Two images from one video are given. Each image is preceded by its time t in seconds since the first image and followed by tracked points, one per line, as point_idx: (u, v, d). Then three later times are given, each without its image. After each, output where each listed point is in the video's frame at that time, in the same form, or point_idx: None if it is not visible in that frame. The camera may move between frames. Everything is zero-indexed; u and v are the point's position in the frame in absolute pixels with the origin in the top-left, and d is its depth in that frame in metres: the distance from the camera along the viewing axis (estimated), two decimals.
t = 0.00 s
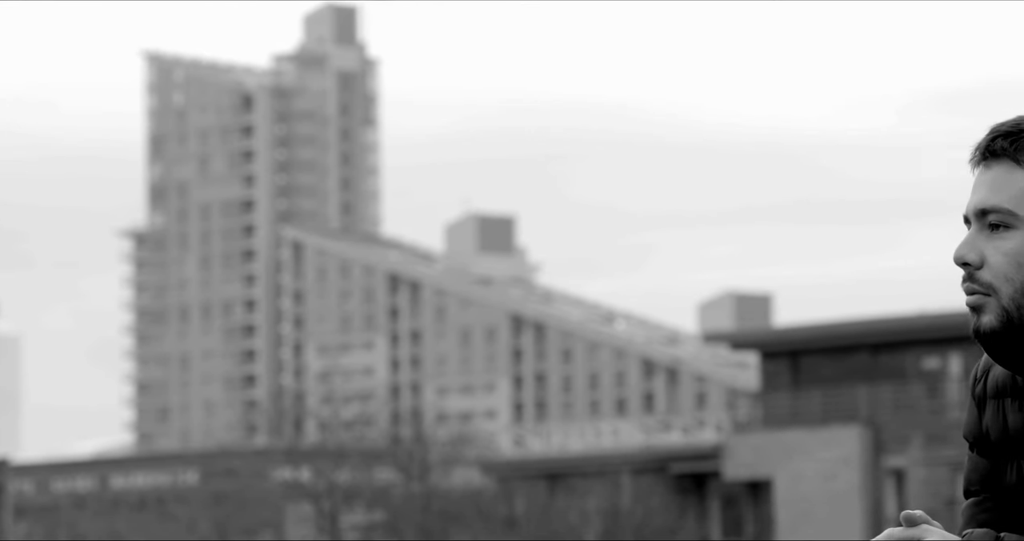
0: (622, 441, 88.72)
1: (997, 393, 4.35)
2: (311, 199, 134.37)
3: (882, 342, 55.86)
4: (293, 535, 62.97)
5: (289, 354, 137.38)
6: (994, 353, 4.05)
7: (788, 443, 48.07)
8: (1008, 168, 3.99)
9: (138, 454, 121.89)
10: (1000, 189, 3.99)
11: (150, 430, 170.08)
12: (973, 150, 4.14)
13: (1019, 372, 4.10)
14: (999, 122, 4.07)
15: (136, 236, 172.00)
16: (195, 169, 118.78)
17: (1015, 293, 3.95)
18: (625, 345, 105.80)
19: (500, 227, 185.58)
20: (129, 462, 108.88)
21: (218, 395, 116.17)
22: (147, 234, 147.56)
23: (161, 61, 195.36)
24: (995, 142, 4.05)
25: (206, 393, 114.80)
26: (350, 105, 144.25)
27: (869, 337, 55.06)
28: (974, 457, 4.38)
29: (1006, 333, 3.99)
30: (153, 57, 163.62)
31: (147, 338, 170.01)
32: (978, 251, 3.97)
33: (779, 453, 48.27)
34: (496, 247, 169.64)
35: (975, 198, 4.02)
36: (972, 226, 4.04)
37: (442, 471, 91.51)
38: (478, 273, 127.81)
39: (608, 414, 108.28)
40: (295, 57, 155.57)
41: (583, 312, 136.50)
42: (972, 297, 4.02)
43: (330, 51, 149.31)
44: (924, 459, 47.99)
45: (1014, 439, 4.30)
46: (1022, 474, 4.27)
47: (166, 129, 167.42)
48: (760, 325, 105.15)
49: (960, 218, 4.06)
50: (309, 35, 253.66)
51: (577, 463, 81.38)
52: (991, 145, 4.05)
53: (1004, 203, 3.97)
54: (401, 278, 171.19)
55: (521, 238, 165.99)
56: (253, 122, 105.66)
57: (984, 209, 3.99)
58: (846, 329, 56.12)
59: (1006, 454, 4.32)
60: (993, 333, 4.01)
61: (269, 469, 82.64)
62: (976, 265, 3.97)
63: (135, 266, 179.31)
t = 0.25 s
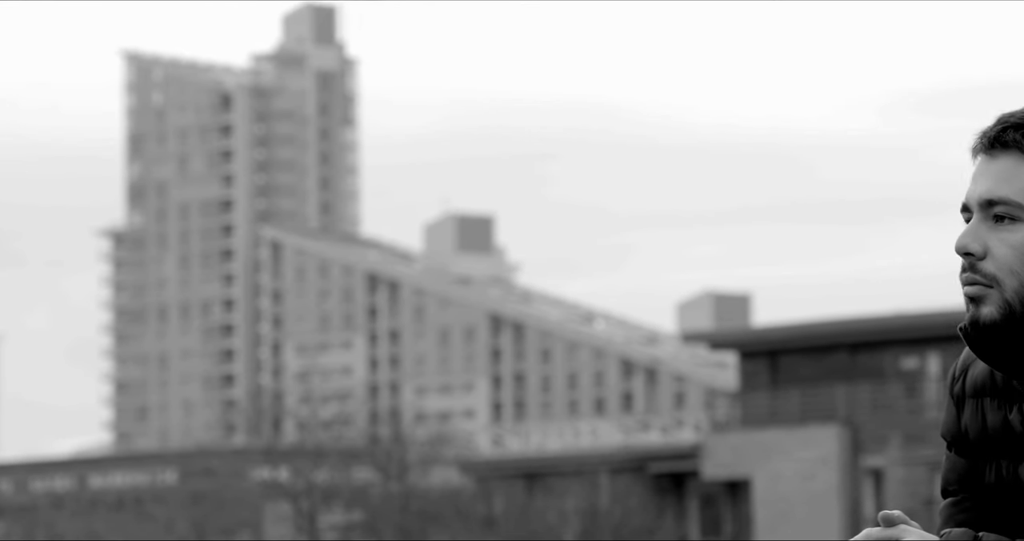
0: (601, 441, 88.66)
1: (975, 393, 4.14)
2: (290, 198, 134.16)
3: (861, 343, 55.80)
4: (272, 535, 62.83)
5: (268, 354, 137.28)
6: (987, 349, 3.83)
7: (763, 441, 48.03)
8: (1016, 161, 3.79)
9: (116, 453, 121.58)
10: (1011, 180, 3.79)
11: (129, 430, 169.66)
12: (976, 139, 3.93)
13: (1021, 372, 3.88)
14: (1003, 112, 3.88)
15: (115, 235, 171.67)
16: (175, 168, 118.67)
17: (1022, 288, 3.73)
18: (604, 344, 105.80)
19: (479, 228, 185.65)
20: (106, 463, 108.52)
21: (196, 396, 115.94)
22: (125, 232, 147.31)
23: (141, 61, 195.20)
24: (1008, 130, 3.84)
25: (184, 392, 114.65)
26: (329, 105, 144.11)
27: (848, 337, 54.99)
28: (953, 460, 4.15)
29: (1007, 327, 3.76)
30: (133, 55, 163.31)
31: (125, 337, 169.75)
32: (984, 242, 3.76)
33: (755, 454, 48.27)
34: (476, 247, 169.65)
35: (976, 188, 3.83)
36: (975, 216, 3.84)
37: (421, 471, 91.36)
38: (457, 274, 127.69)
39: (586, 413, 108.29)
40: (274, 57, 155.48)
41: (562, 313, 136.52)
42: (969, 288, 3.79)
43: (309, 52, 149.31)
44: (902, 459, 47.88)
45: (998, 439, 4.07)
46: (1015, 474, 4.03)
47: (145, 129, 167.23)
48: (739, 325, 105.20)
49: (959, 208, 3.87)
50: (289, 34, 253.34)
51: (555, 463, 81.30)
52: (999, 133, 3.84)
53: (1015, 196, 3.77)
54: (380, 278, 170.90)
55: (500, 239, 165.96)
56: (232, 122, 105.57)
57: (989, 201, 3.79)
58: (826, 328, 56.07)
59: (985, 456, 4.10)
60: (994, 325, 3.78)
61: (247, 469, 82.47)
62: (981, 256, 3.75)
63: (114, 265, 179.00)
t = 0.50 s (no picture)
0: (579, 440, 88.51)
1: (954, 394, 4.31)
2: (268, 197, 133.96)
3: (840, 342, 55.96)
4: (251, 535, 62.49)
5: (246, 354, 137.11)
6: (968, 347, 3.95)
7: (741, 439, 48.16)
8: (1012, 157, 3.91)
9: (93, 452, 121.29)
10: (1006, 178, 3.91)
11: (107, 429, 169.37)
12: (967, 139, 4.06)
13: (1009, 372, 4.01)
14: (997, 112, 3.99)
15: (93, 234, 171.39)
16: (154, 167, 118.41)
17: (1016, 286, 3.84)
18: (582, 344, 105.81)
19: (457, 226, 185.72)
20: (83, 462, 108.20)
21: (174, 395, 115.70)
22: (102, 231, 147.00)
23: (119, 59, 194.86)
24: (1000, 128, 3.96)
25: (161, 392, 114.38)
26: (307, 104, 143.99)
27: (826, 336, 55.15)
28: (930, 457, 4.33)
29: (997, 323, 3.87)
30: (110, 54, 163.04)
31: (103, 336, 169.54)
32: (976, 239, 3.88)
33: (732, 452, 48.42)
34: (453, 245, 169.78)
35: (968, 187, 3.96)
36: (961, 215, 3.98)
37: (400, 471, 91.19)
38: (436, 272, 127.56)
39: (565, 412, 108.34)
40: (252, 55, 155.32)
41: (540, 312, 136.60)
42: (959, 285, 3.90)
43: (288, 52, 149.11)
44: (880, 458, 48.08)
45: (976, 437, 4.24)
46: (993, 472, 4.20)
47: (123, 127, 166.97)
48: (717, 326, 105.36)
49: (949, 206, 4.00)
50: (266, 32, 252.96)
51: (534, 462, 81.13)
52: (994, 129, 3.96)
53: (1010, 193, 3.89)
54: (358, 277, 170.73)
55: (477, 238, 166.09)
56: (211, 121, 105.33)
57: (985, 197, 3.91)
58: (804, 328, 56.27)
59: (963, 455, 4.28)
60: (983, 323, 3.89)
61: (226, 468, 82.28)
62: (973, 254, 3.87)
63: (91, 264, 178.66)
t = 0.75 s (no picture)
0: (558, 439, 88.28)
1: (935, 393, 4.13)
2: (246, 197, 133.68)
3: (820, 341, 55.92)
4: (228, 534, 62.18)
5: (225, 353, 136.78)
6: (952, 345, 3.79)
7: (720, 439, 48.07)
8: (996, 155, 3.75)
9: (72, 452, 120.90)
10: (995, 177, 3.74)
11: (85, 429, 168.99)
12: (954, 134, 3.90)
13: (992, 368, 3.85)
14: (983, 109, 3.83)
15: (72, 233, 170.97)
16: (133, 166, 118.10)
17: (1002, 284, 3.70)
18: (562, 344, 105.70)
19: (436, 226, 185.61)
20: (62, 461, 107.79)
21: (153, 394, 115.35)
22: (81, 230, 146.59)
23: (98, 58, 194.37)
24: (988, 127, 3.79)
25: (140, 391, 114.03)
26: (286, 104, 143.75)
27: (806, 336, 55.07)
28: (911, 457, 4.15)
29: (983, 321, 3.71)
30: (90, 53, 162.69)
31: (82, 335, 169.17)
32: (965, 237, 3.72)
33: (712, 452, 48.31)
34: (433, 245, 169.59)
35: (957, 185, 3.78)
36: (949, 212, 3.81)
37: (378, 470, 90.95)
38: (415, 271, 127.35)
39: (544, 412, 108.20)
40: (232, 54, 155.02)
41: (519, 312, 136.50)
42: (946, 284, 3.75)
43: (268, 51, 148.85)
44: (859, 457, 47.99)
45: (959, 436, 4.06)
46: (974, 472, 4.03)
47: (102, 126, 166.55)
48: (696, 326, 105.28)
49: (937, 203, 3.83)
50: (247, 33, 252.97)
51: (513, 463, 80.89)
52: (979, 129, 3.79)
53: (997, 193, 3.73)
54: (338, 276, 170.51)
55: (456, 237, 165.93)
56: (191, 120, 105.06)
57: (971, 196, 3.75)
58: (784, 328, 56.20)
59: (945, 453, 4.10)
60: (970, 322, 3.73)
61: (205, 468, 81.96)
62: (959, 252, 3.72)
63: (70, 264, 178.17)
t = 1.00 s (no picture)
0: (539, 439, 88.24)
1: (915, 393, 3.92)
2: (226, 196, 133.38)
3: (800, 341, 55.86)
4: (209, 534, 61.90)
5: (205, 353, 136.45)
6: (935, 348, 3.59)
7: (700, 439, 47.91)
8: (984, 152, 3.56)
9: (52, 452, 120.48)
10: (977, 177, 3.56)
11: (65, 429, 168.50)
12: (941, 135, 3.70)
13: (973, 367, 3.66)
14: (970, 106, 3.63)
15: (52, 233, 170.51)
16: (113, 166, 117.84)
17: (984, 283, 3.51)
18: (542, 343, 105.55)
19: (417, 226, 185.39)
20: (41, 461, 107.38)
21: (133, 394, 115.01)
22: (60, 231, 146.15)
23: (79, 58, 194.01)
24: (973, 127, 3.60)
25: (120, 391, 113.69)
26: (266, 103, 143.53)
27: (786, 336, 55.01)
28: (889, 459, 3.94)
29: (967, 320, 3.52)
30: (69, 53, 162.34)
31: (61, 336, 168.61)
32: (948, 235, 3.52)
33: (692, 451, 48.15)
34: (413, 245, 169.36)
35: (943, 184, 3.59)
36: (935, 210, 3.62)
37: (358, 470, 90.75)
38: (395, 271, 127.20)
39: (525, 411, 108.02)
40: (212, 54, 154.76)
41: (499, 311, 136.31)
42: (931, 281, 3.55)
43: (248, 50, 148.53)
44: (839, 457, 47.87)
45: (937, 437, 3.85)
46: (954, 472, 3.82)
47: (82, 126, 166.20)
48: (677, 325, 105.17)
49: (922, 202, 3.63)
50: (228, 33, 252.36)
51: (493, 463, 80.81)
52: (967, 127, 3.60)
53: (983, 191, 3.54)
54: (318, 276, 170.20)
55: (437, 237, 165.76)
56: (171, 120, 104.86)
57: (958, 192, 3.56)
58: (766, 328, 56.06)
59: (926, 453, 3.88)
60: (952, 322, 3.54)
61: (184, 467, 81.63)
62: (945, 248, 3.52)
63: (50, 264, 177.77)
